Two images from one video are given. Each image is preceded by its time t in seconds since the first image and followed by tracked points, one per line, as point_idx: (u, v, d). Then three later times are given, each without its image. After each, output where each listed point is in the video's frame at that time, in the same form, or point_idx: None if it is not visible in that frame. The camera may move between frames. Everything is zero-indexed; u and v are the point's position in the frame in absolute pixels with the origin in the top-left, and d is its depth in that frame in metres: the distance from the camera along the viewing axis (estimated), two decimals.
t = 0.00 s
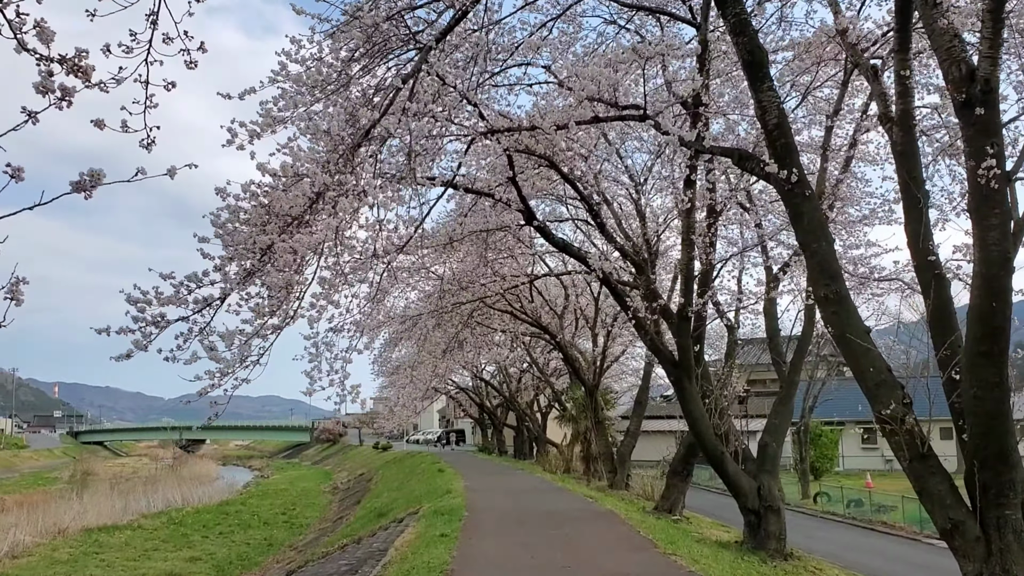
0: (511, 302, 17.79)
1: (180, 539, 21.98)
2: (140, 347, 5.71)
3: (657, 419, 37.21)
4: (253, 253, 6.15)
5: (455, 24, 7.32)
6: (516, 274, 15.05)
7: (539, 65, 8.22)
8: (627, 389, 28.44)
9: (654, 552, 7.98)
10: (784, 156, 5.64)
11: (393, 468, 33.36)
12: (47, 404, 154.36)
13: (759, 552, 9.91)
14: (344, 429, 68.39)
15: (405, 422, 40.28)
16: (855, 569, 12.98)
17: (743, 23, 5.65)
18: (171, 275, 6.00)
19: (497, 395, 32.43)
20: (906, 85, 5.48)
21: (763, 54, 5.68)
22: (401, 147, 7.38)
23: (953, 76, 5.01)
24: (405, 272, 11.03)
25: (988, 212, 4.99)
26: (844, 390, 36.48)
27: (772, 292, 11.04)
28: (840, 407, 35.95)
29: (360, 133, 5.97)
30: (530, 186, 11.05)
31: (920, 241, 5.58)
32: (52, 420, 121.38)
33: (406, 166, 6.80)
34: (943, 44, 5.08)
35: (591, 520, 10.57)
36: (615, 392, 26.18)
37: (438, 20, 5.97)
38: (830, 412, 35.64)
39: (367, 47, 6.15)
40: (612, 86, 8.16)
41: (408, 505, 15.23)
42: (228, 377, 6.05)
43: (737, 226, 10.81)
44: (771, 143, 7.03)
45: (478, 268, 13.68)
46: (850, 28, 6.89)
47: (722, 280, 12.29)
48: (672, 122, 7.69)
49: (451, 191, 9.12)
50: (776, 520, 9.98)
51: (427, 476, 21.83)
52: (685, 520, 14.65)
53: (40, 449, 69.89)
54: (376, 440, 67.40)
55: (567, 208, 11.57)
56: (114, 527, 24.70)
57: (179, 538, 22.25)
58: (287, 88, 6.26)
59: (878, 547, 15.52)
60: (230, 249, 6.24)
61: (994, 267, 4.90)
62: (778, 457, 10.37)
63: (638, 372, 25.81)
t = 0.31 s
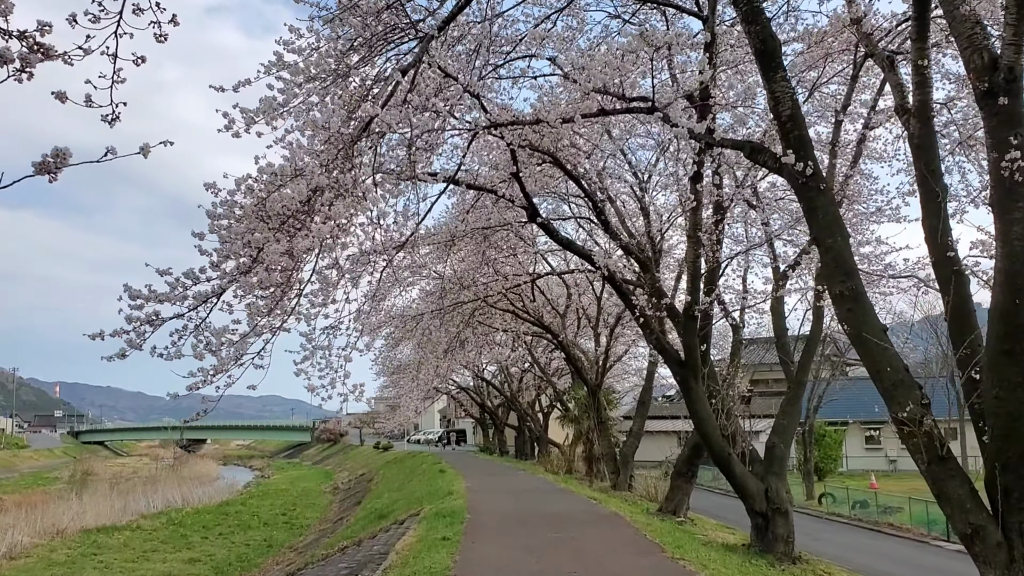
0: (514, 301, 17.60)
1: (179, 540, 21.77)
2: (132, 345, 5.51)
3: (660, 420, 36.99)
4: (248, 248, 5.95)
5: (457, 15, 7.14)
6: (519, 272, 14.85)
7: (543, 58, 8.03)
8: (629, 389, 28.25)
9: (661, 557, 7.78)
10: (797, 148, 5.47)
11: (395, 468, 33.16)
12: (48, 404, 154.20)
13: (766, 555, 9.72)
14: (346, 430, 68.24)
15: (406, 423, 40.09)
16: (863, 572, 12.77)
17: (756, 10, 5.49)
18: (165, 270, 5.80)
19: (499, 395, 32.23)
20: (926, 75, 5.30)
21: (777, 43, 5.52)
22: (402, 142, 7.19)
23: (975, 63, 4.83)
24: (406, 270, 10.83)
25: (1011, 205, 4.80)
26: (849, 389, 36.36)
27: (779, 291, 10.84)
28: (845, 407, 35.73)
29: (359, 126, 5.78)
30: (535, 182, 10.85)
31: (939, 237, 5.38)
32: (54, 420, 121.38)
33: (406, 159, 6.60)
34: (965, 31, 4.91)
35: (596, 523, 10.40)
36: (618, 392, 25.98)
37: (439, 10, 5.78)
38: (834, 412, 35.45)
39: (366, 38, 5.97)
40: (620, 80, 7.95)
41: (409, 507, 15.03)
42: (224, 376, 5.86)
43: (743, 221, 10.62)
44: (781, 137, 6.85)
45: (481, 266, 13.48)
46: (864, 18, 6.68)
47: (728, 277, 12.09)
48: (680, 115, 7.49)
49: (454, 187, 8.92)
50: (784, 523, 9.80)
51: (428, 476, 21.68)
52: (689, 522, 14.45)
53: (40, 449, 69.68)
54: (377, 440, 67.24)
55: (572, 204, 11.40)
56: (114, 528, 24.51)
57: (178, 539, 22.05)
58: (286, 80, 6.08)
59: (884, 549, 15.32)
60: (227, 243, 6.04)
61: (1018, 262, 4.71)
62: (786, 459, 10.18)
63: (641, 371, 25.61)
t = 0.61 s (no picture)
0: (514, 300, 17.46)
1: (178, 540, 21.64)
2: (122, 340, 5.37)
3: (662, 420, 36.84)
4: (240, 241, 5.81)
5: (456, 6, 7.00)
6: (519, 270, 14.70)
7: (543, 51, 7.87)
8: (630, 388, 28.10)
9: (664, 558, 7.65)
10: (805, 139, 5.34)
11: (394, 468, 33.03)
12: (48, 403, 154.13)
13: (770, 556, 9.59)
14: (346, 429, 68.10)
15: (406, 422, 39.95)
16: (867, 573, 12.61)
17: None
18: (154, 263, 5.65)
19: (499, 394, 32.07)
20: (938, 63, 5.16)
21: (785, 31, 5.40)
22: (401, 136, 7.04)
23: (990, 50, 4.69)
24: (405, 266, 10.68)
25: None
26: (852, 388, 36.19)
27: (784, 288, 10.70)
28: (848, 406, 35.58)
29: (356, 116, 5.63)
30: (535, 177, 10.70)
31: (951, 230, 5.24)
32: (54, 420, 121.32)
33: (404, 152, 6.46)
34: (979, 18, 4.77)
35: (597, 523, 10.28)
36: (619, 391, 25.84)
37: None
38: (837, 411, 35.29)
39: (363, 27, 5.82)
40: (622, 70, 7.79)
41: (409, 507, 14.89)
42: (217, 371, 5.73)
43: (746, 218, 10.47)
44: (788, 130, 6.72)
45: (481, 264, 13.33)
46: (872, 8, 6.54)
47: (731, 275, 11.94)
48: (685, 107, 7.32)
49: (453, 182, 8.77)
50: (788, 524, 9.66)
51: (428, 476, 21.55)
52: (691, 523, 14.31)
53: (40, 448, 69.55)
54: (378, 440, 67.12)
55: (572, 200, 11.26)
56: (112, 528, 24.38)
57: (176, 539, 21.90)
58: (281, 69, 5.95)
59: (888, 550, 15.20)
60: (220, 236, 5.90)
61: None
62: (790, 459, 10.04)
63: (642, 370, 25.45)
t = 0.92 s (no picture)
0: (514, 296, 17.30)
1: (176, 539, 21.50)
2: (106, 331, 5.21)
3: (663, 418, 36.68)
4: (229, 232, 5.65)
5: None
6: (519, 266, 14.54)
7: (541, 40, 7.72)
8: (631, 386, 27.94)
9: (665, 556, 7.50)
10: (810, 126, 5.21)
11: (394, 467, 32.86)
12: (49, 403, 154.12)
13: (773, 555, 9.45)
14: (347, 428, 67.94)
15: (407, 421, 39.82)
16: (871, 572, 12.45)
17: None
18: (139, 251, 5.48)
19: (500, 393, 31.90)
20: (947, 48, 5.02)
21: (790, 14, 5.25)
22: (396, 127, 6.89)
23: (1002, 32, 4.53)
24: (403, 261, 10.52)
25: None
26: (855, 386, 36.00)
27: (787, 283, 10.54)
28: (850, 405, 35.41)
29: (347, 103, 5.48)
30: (534, 170, 10.54)
31: (960, 219, 5.09)
32: (55, 420, 121.31)
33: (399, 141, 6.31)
34: None
35: (598, 522, 10.14)
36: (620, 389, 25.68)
37: None
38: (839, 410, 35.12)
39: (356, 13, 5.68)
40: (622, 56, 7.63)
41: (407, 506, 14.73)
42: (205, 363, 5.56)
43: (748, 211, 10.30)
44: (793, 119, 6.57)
45: (480, 260, 13.17)
46: None
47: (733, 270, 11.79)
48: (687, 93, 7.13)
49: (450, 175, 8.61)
50: (791, 522, 9.53)
51: (428, 475, 21.37)
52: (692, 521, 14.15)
53: (41, 448, 69.49)
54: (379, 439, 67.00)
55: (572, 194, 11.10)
56: (110, 527, 24.22)
57: (175, 538, 21.73)
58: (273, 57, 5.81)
59: (891, 549, 15.05)
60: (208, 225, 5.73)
61: None
62: (793, 456, 9.89)
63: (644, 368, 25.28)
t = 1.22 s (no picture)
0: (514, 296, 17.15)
1: (174, 542, 21.34)
2: (87, 332, 5.02)
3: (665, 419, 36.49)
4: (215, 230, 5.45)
5: None
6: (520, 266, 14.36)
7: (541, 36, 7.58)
8: (632, 387, 27.76)
9: (666, 563, 7.33)
10: (817, 122, 5.05)
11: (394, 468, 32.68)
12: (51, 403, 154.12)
13: (777, 560, 9.28)
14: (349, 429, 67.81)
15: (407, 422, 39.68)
16: None
17: None
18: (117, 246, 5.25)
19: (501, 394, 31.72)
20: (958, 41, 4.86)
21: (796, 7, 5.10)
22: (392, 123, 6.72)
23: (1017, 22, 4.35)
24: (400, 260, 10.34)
25: None
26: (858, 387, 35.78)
27: (790, 283, 10.37)
28: (853, 406, 35.21)
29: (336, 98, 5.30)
30: (533, 167, 10.36)
31: (972, 217, 4.90)
32: (57, 420, 121.25)
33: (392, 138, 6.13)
34: None
35: (598, 527, 9.98)
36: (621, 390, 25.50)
37: None
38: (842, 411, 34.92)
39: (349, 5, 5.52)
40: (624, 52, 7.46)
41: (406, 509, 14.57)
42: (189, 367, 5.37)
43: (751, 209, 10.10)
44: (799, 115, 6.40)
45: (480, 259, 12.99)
46: None
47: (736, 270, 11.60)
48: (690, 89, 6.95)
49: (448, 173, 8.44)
50: (796, 527, 9.35)
51: (428, 476, 21.21)
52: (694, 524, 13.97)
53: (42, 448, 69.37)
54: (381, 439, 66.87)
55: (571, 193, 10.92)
56: (107, 529, 24.06)
57: (173, 540, 21.56)
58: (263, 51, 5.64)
59: (896, 552, 14.87)
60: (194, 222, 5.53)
61: None
62: (797, 459, 9.72)
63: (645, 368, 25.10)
